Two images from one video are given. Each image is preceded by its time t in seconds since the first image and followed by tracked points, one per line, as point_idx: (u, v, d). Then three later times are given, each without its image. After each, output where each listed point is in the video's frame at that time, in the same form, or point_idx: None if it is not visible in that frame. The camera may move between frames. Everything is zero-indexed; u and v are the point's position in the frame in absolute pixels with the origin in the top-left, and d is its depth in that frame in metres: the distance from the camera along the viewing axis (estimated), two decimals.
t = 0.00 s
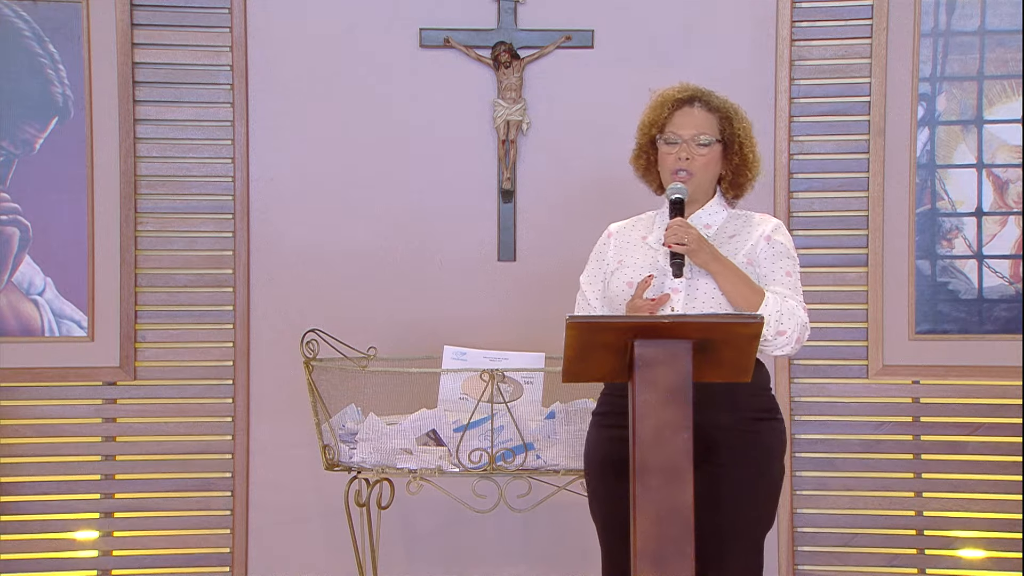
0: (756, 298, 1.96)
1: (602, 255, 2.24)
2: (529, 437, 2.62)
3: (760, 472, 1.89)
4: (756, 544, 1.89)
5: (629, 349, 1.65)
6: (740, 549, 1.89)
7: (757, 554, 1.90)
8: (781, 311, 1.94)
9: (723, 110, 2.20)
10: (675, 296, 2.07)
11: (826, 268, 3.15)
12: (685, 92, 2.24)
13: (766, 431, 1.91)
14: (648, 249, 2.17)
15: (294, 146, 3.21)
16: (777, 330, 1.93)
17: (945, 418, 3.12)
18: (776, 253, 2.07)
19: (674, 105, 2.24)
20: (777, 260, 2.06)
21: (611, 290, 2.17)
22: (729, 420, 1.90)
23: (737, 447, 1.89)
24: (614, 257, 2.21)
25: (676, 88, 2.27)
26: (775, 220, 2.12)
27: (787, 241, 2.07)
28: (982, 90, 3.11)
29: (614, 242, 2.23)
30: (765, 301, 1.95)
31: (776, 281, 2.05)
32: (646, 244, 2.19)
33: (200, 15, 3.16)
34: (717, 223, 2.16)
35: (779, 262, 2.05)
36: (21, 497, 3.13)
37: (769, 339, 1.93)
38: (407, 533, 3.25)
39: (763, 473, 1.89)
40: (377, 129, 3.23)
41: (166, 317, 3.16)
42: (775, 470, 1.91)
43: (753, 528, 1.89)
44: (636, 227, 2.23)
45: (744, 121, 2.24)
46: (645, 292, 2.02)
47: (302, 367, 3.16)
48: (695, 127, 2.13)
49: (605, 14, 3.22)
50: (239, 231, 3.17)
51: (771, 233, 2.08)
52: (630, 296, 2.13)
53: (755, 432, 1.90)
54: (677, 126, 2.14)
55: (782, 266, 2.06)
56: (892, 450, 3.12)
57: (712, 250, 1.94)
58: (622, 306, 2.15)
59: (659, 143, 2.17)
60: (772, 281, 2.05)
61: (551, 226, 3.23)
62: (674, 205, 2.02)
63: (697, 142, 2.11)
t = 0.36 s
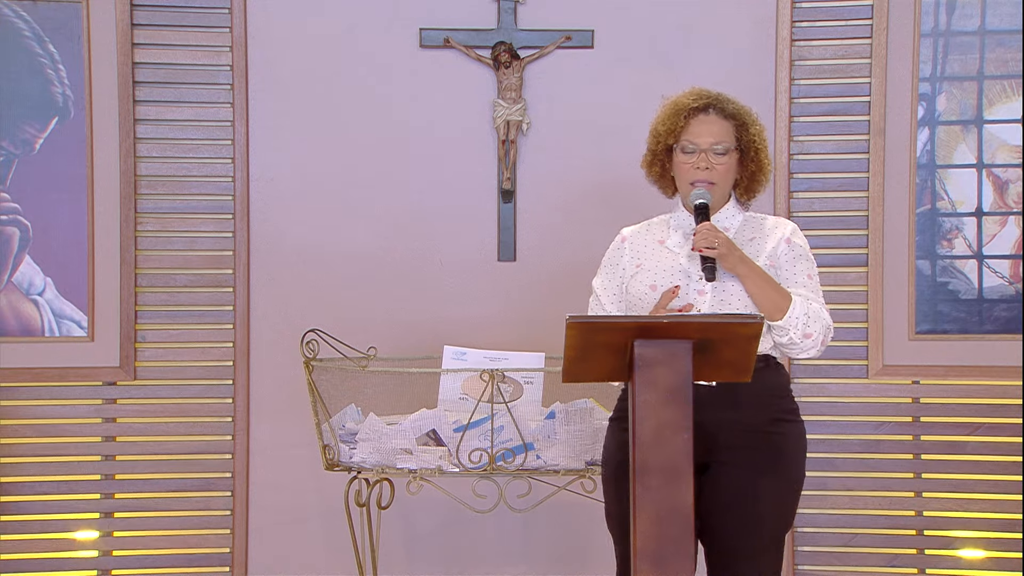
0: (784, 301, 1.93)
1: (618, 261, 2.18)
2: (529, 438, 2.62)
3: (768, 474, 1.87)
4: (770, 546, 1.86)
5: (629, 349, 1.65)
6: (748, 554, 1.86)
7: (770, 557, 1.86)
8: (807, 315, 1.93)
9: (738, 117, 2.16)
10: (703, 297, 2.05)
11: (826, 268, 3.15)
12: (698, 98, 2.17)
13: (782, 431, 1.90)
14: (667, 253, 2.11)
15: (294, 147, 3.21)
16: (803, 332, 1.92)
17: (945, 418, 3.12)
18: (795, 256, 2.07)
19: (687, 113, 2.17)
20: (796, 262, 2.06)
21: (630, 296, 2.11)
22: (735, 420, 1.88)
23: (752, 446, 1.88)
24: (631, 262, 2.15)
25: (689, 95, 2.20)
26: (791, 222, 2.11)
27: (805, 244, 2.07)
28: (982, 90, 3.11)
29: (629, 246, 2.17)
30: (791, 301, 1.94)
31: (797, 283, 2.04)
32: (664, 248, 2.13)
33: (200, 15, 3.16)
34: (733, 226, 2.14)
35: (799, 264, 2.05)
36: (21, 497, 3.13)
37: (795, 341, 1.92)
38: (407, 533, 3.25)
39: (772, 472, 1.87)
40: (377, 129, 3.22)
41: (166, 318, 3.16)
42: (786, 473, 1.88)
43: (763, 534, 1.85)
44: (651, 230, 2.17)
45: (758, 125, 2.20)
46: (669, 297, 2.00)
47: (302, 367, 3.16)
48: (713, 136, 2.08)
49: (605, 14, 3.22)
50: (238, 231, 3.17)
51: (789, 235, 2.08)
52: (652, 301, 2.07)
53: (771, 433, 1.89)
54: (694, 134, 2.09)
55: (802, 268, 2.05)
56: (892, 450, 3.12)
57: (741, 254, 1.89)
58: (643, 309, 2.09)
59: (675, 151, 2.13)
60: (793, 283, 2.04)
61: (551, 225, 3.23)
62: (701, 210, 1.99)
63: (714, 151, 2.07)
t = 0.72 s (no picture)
0: (796, 306, 1.91)
1: (625, 260, 2.14)
2: (528, 438, 2.62)
3: (771, 474, 1.87)
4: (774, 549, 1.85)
5: (630, 349, 1.65)
6: (751, 554, 1.87)
7: (773, 559, 1.86)
8: (820, 318, 1.93)
9: (747, 115, 2.13)
10: (716, 299, 2.04)
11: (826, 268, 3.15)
12: (707, 98, 2.13)
13: (789, 433, 1.89)
14: (678, 254, 2.09)
15: (293, 146, 3.21)
16: (815, 336, 1.92)
17: (944, 418, 3.12)
18: (804, 258, 2.06)
19: (696, 113, 2.13)
20: (806, 264, 2.05)
21: (641, 297, 2.09)
22: (737, 420, 1.87)
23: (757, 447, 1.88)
24: (640, 263, 2.12)
25: (697, 93, 2.17)
26: (799, 224, 2.10)
27: (814, 246, 2.07)
28: (982, 89, 3.11)
29: (638, 247, 2.13)
30: (804, 304, 1.93)
31: (807, 286, 2.04)
32: (675, 249, 2.10)
33: (200, 15, 3.16)
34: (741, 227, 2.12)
35: (809, 266, 2.04)
36: (21, 497, 3.13)
37: (806, 345, 1.93)
38: (407, 533, 3.25)
39: (774, 472, 1.87)
40: (376, 129, 3.22)
41: (166, 317, 3.16)
42: (789, 473, 1.87)
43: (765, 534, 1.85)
44: (659, 231, 2.14)
45: (764, 124, 2.18)
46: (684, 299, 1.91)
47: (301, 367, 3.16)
48: (723, 135, 2.05)
49: (604, 14, 3.22)
50: (238, 230, 3.17)
51: (799, 237, 2.07)
52: (665, 303, 2.05)
53: (777, 435, 1.88)
54: (704, 134, 2.05)
55: (812, 271, 2.05)
56: (892, 450, 3.12)
57: (755, 258, 1.88)
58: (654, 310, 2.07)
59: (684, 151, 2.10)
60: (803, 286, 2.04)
61: (551, 225, 3.23)
62: (712, 212, 1.97)
63: (725, 151, 2.04)
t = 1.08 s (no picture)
0: (790, 302, 1.95)
1: (616, 256, 2.12)
2: (523, 437, 2.62)
3: (763, 474, 1.87)
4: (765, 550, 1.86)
5: (624, 349, 1.65)
6: (741, 554, 1.87)
7: (764, 558, 1.86)
8: (813, 315, 1.97)
9: (738, 113, 2.16)
10: (709, 297, 2.03)
11: (820, 268, 3.15)
12: (698, 96, 2.14)
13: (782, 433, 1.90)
14: (670, 251, 2.09)
15: (288, 146, 3.21)
16: (807, 332, 1.96)
17: (938, 417, 3.12)
18: (794, 255, 2.09)
19: (687, 111, 2.14)
20: (796, 261, 2.08)
21: (632, 293, 2.08)
22: (735, 419, 1.88)
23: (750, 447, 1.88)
24: (631, 259, 2.11)
25: (688, 90, 2.18)
26: (786, 221, 2.14)
27: (802, 243, 2.11)
28: (976, 89, 3.11)
29: (629, 243, 2.12)
30: (797, 300, 1.97)
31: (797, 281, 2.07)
32: (666, 246, 2.10)
33: (194, 14, 3.16)
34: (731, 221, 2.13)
35: (798, 262, 2.08)
36: (15, 497, 3.12)
37: (799, 341, 1.97)
38: (402, 533, 3.25)
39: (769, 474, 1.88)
40: (370, 129, 3.22)
41: (160, 317, 3.16)
42: (781, 474, 1.88)
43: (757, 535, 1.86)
44: (650, 227, 2.13)
45: (754, 121, 2.20)
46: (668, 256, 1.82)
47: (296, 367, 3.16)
48: (713, 133, 2.07)
49: (599, 14, 3.22)
50: (232, 230, 3.17)
51: (788, 235, 2.10)
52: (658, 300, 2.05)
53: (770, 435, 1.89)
54: (695, 132, 2.08)
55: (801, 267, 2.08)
56: (886, 449, 3.12)
57: (749, 256, 1.92)
58: (647, 308, 2.07)
59: (675, 149, 2.12)
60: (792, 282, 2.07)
61: (546, 223, 3.22)
62: (706, 211, 1.99)
63: (716, 150, 2.06)
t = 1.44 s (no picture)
0: (775, 301, 1.94)
1: (599, 247, 2.11)
2: (521, 438, 2.62)
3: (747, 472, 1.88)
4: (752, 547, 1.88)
5: (620, 349, 1.65)
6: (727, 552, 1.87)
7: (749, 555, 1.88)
8: (799, 313, 1.95)
9: (720, 112, 2.17)
10: (693, 294, 2.05)
11: (818, 268, 3.15)
12: (681, 95, 2.15)
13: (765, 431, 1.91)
14: (654, 247, 2.09)
15: (285, 146, 3.21)
16: (794, 330, 1.95)
17: (936, 418, 3.13)
18: (778, 251, 2.11)
19: (672, 110, 2.14)
20: (780, 257, 2.10)
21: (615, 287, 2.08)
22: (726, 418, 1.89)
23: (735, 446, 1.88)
24: (615, 251, 2.10)
25: (670, 89, 2.18)
26: (769, 216, 2.15)
27: (786, 239, 2.12)
28: (973, 90, 3.11)
29: (613, 235, 2.11)
30: (783, 298, 1.95)
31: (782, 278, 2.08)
32: (650, 241, 2.10)
33: (192, 14, 3.16)
34: (715, 218, 2.14)
35: (783, 259, 2.09)
36: (12, 497, 3.12)
37: (784, 339, 1.96)
38: (399, 533, 3.25)
39: (758, 473, 1.88)
40: (368, 129, 3.22)
41: (157, 317, 3.16)
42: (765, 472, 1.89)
43: (746, 534, 1.87)
44: (634, 221, 2.13)
45: (738, 119, 2.21)
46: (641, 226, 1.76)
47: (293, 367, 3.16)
48: (698, 130, 2.09)
49: (596, 14, 3.22)
50: (230, 231, 3.17)
51: (772, 231, 2.12)
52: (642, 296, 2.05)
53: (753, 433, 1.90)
54: (679, 131, 2.09)
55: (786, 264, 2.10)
56: (883, 449, 3.12)
57: (735, 254, 1.91)
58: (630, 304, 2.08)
59: (659, 149, 2.13)
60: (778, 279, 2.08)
61: (544, 223, 3.22)
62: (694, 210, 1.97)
63: (699, 148, 2.08)
